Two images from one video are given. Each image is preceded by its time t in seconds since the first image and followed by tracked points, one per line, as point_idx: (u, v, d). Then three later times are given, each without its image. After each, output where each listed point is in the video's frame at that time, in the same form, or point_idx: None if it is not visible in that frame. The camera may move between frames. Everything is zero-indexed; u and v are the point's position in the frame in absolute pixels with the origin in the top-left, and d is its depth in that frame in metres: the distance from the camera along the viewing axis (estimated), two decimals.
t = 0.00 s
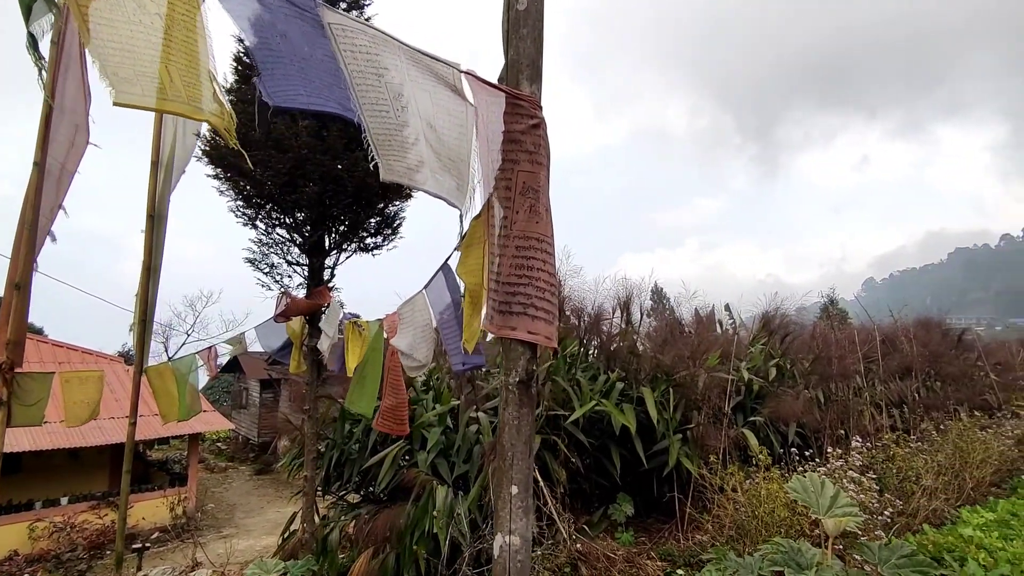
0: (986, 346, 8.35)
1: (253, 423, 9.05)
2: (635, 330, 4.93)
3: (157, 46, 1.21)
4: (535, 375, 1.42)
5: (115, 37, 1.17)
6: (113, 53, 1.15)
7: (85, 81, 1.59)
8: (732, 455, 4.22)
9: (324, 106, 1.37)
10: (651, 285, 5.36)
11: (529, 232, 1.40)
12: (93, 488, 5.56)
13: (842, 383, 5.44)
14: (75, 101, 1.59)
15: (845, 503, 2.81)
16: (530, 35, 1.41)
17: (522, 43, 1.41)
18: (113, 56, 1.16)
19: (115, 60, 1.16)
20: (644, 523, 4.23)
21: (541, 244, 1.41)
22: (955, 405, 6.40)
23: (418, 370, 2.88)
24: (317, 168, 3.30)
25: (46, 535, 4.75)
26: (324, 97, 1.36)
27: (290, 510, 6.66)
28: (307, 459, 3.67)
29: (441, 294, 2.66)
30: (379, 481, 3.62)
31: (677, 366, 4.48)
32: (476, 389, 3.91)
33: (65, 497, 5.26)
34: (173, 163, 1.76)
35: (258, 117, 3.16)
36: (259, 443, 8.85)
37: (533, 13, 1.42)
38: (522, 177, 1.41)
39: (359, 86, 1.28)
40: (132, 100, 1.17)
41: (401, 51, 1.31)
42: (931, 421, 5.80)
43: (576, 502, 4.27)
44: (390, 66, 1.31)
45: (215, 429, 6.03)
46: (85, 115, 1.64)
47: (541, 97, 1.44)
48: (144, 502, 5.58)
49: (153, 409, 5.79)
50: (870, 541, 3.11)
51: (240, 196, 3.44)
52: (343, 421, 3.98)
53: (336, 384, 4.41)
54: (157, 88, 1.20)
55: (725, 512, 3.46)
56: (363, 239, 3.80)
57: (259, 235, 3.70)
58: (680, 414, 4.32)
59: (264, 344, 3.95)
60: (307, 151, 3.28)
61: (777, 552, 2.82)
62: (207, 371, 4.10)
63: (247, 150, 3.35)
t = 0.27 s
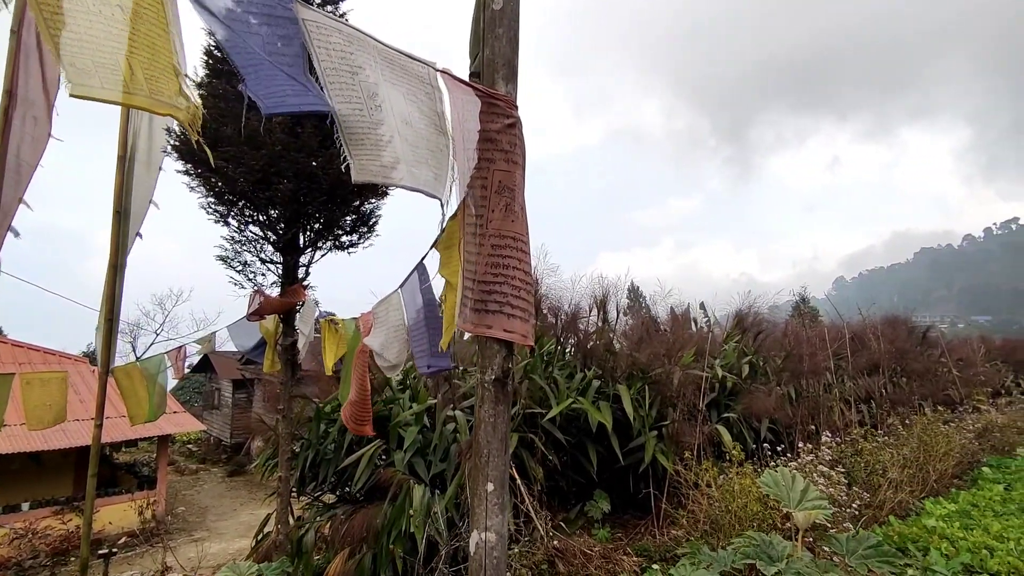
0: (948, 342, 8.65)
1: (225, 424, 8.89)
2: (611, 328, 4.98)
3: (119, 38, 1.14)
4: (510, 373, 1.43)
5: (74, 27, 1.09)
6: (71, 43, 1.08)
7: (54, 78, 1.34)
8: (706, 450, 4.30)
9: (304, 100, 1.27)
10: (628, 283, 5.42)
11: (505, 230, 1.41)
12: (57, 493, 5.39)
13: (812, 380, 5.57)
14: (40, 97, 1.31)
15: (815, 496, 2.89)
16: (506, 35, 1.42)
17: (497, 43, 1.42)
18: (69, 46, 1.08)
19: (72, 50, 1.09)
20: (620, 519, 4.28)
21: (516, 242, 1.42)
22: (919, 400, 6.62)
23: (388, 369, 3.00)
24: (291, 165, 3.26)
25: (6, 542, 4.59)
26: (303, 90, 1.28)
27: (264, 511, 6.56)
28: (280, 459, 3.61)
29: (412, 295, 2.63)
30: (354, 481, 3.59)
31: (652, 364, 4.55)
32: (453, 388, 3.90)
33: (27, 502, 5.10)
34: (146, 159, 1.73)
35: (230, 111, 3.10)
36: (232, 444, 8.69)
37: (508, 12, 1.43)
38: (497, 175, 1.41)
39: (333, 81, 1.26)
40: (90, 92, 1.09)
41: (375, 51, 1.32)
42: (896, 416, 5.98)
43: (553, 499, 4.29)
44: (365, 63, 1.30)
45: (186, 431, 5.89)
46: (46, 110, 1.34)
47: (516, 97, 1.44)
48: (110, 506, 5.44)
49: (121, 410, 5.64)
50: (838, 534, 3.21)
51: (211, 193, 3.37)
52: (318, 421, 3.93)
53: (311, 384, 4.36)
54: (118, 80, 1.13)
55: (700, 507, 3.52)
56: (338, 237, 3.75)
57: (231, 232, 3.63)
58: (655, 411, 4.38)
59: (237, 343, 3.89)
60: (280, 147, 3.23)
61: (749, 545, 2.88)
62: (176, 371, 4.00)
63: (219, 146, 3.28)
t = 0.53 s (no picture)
0: (914, 340, 8.91)
1: (197, 426, 8.72)
2: (588, 327, 5.02)
3: (84, 34, 1.03)
4: (483, 372, 1.43)
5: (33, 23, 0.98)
6: (29, 41, 0.97)
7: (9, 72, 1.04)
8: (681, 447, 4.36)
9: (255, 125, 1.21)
10: (605, 283, 5.47)
11: (477, 230, 1.41)
12: (19, 499, 5.22)
13: (785, 377, 5.69)
14: None
15: (786, 490, 2.95)
16: (478, 34, 1.42)
17: (469, 42, 1.42)
18: (25, 42, 0.97)
19: (28, 48, 0.98)
20: (597, 517, 4.32)
21: (488, 242, 1.43)
22: (887, 396, 6.80)
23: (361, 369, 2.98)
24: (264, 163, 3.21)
25: None
26: (253, 109, 1.21)
27: (237, 514, 6.45)
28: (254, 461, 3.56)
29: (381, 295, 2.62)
30: (330, 482, 3.55)
31: (628, 363, 4.60)
32: (430, 387, 3.89)
33: None
34: (108, 155, 1.60)
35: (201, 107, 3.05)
36: (204, 446, 8.52)
37: (481, 12, 1.43)
38: (470, 175, 1.42)
39: (302, 79, 1.23)
40: (51, 95, 0.99)
41: (343, 50, 1.31)
42: (865, 411, 6.14)
43: (530, 497, 4.30)
44: (333, 63, 1.29)
45: (156, 433, 5.76)
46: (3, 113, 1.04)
47: (489, 97, 1.45)
48: (77, 512, 5.29)
49: (88, 413, 5.49)
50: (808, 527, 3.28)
51: (181, 190, 3.32)
52: (292, 422, 3.88)
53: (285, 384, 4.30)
54: (82, 81, 1.03)
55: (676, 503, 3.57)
56: (313, 235, 3.74)
57: (203, 230, 3.59)
58: (631, 409, 4.43)
59: (209, 343, 3.83)
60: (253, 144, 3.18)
61: (722, 540, 2.93)
62: (146, 372, 3.92)
63: (190, 142, 3.22)
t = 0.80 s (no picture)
0: (885, 338, 9.14)
1: (171, 428, 8.54)
2: (568, 326, 5.05)
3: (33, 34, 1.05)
4: (457, 371, 1.44)
5: None
6: None
7: None
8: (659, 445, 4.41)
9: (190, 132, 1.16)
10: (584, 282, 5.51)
11: (452, 229, 1.41)
12: None
13: (760, 375, 5.80)
14: None
15: (760, 486, 3.01)
16: (452, 34, 1.42)
17: (443, 41, 1.42)
18: None
19: None
20: (575, 515, 4.34)
21: (464, 242, 1.43)
22: (859, 393, 6.96)
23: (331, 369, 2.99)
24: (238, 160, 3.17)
25: None
26: (199, 121, 1.17)
27: (212, 517, 6.34)
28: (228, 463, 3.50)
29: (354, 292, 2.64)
30: (307, 483, 3.51)
31: (607, 362, 4.63)
32: (408, 387, 3.87)
33: None
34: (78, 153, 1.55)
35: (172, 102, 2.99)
36: (178, 448, 8.36)
37: (455, 12, 1.44)
38: (444, 174, 1.42)
39: (273, 82, 1.22)
40: None
41: (318, 50, 1.29)
42: (838, 408, 6.28)
43: (509, 496, 4.31)
44: (307, 64, 1.27)
45: (127, 435, 5.63)
46: None
47: (462, 96, 1.45)
48: (44, 517, 5.14)
49: (56, 415, 5.35)
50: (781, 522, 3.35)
51: (153, 187, 3.27)
52: (268, 423, 3.83)
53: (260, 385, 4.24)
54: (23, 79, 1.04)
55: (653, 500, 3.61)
56: (289, 235, 3.73)
57: (175, 228, 3.54)
58: (609, 407, 4.47)
59: (182, 342, 3.77)
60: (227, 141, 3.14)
61: (697, 536, 2.97)
62: (115, 372, 3.83)
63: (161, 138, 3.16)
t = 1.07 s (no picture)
0: (858, 336, 9.35)
1: (143, 430, 8.37)
2: (548, 325, 5.08)
3: None
4: (432, 371, 1.44)
5: None
6: None
7: None
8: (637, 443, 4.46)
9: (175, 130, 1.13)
10: (563, 281, 5.54)
11: (426, 229, 1.41)
12: None
13: (736, 373, 5.90)
14: None
15: (735, 483, 3.07)
16: (427, 33, 1.42)
17: (419, 40, 1.42)
18: None
19: None
20: (555, 513, 4.37)
21: (438, 241, 1.43)
22: (832, 390, 7.12)
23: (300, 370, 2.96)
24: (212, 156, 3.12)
25: None
26: (190, 119, 1.15)
27: (186, 520, 6.23)
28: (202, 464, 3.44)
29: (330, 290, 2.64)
30: (283, 484, 3.46)
31: (586, 361, 4.67)
32: (387, 386, 3.85)
33: None
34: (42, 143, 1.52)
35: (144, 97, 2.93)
36: (151, 450, 8.20)
37: (430, 11, 1.44)
38: (419, 174, 1.42)
39: (239, 78, 1.19)
40: None
41: (287, 47, 1.27)
42: (811, 405, 6.42)
43: (488, 495, 4.32)
44: (275, 61, 1.25)
45: (97, 437, 5.51)
46: None
47: (438, 96, 1.45)
48: (10, 522, 5.00)
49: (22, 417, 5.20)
50: (756, 518, 3.41)
51: (123, 183, 3.21)
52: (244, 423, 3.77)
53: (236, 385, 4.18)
54: None
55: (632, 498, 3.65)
56: (265, 232, 3.70)
57: (146, 226, 3.48)
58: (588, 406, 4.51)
59: (154, 341, 3.71)
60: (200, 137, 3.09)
61: (673, 532, 3.00)
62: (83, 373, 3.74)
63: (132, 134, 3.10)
